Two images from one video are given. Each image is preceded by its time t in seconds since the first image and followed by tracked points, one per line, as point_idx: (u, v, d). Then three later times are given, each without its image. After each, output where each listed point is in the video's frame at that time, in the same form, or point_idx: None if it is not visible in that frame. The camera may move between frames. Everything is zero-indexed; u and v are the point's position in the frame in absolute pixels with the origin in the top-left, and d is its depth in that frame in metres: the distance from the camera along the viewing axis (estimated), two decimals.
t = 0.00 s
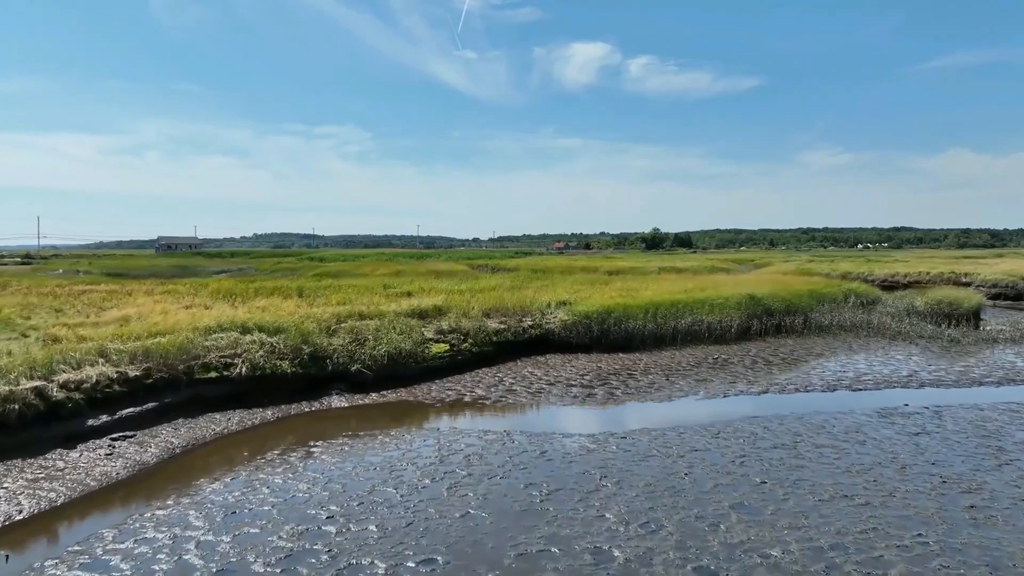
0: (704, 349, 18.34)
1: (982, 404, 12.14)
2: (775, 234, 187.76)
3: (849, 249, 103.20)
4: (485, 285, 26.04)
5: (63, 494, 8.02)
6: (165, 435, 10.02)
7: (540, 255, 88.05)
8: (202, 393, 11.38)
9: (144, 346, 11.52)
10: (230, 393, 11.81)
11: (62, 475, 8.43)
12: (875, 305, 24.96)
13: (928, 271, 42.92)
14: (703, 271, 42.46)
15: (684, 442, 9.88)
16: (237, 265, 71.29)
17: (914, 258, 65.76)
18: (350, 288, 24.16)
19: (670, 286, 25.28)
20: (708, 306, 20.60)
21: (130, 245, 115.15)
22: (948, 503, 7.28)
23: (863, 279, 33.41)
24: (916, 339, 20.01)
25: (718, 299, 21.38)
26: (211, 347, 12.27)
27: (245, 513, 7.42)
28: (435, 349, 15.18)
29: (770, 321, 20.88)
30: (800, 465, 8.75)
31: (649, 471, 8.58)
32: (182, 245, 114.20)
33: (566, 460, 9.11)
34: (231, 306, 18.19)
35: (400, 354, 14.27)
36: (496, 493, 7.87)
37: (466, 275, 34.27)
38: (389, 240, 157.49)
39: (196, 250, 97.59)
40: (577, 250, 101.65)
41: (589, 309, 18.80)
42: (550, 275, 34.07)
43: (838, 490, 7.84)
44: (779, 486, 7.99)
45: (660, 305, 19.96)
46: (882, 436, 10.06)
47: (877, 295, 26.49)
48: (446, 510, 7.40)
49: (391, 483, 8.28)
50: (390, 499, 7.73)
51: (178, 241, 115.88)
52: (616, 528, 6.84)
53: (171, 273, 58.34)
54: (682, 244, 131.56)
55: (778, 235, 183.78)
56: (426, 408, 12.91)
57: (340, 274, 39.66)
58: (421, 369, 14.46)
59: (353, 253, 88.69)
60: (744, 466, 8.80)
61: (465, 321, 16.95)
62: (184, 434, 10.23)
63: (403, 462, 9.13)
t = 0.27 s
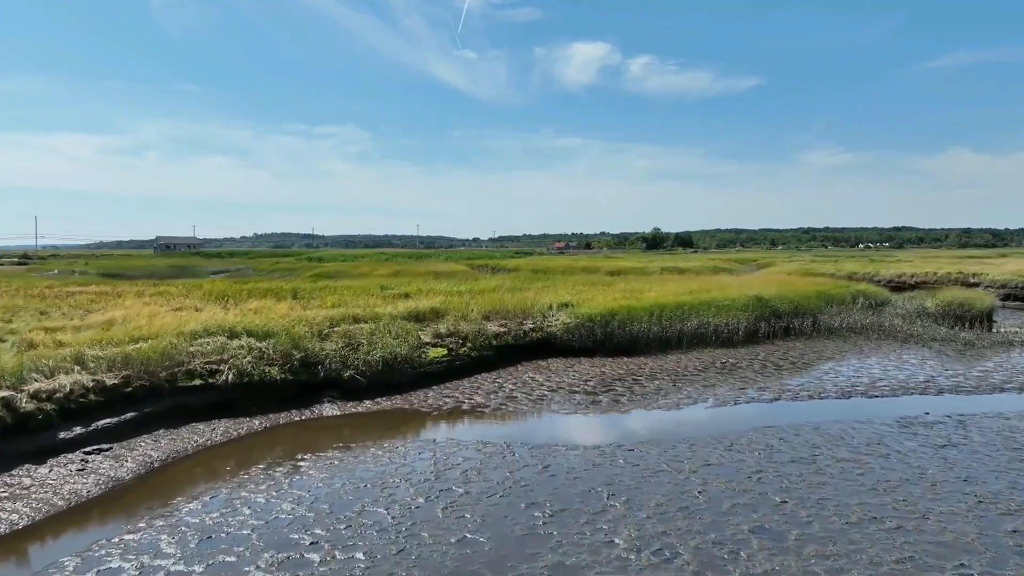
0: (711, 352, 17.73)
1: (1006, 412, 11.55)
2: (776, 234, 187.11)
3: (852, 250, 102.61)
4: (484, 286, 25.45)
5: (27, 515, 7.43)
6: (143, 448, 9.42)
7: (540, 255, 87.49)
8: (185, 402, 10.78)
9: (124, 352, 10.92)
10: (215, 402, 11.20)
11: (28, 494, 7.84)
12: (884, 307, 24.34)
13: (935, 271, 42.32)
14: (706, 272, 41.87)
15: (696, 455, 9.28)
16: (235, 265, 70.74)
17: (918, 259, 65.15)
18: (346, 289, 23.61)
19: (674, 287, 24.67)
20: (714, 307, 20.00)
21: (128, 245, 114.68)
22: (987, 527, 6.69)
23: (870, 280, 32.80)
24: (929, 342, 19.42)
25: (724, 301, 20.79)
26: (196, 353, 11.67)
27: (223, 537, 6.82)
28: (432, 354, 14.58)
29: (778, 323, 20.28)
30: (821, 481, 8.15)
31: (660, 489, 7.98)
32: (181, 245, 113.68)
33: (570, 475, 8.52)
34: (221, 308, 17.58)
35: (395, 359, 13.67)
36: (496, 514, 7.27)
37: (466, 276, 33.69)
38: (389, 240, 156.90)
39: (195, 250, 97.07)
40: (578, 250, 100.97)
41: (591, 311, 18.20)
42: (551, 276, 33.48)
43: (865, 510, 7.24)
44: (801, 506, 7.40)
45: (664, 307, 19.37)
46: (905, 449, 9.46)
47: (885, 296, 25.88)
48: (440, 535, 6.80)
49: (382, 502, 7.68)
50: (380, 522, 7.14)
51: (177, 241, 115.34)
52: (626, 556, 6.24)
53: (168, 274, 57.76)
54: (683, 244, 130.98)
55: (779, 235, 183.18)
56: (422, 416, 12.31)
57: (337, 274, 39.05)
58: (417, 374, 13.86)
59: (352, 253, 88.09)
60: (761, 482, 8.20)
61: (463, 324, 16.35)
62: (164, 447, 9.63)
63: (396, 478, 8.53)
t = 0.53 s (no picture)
0: (718, 357, 17.13)
1: None
2: (777, 234, 186.48)
3: (854, 250, 101.99)
4: (484, 287, 24.89)
5: None
6: (117, 462, 8.83)
7: (541, 255, 86.92)
8: (165, 412, 10.18)
9: (100, 359, 10.32)
10: (198, 412, 10.60)
11: None
12: (894, 309, 23.73)
13: (942, 272, 41.70)
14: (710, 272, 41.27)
15: (708, 471, 8.67)
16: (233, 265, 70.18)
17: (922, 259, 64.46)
18: (342, 291, 22.99)
19: (678, 288, 24.05)
20: (721, 310, 19.40)
21: (127, 245, 114.24)
22: None
23: (876, 281, 32.20)
24: (943, 345, 18.80)
25: (731, 303, 20.18)
26: (178, 359, 11.07)
27: (194, 567, 6.22)
28: (429, 359, 13.98)
29: (786, 326, 19.67)
30: (846, 501, 7.55)
31: (672, 510, 7.38)
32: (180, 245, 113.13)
33: (574, 493, 7.91)
34: (211, 311, 16.98)
35: (390, 366, 13.07)
36: (493, 540, 6.66)
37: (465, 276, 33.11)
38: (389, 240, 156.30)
39: (193, 250, 96.49)
40: (579, 250, 100.38)
41: (595, 314, 17.58)
42: (552, 277, 32.88)
43: (897, 536, 6.64)
44: (827, 531, 6.79)
45: (670, 310, 18.76)
46: (933, 464, 8.85)
47: (895, 298, 25.26)
48: (433, 564, 6.20)
49: (371, 526, 7.09)
50: (367, 549, 6.53)
51: (176, 241, 114.85)
52: None
53: (165, 275, 57.21)
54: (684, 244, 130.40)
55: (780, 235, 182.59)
56: (418, 426, 11.70)
57: (335, 274, 38.47)
58: (413, 381, 13.26)
59: (351, 253, 87.40)
60: (781, 502, 7.59)
61: (462, 327, 15.74)
62: (140, 461, 9.03)
63: (386, 496, 7.93)
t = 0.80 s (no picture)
0: (726, 361, 16.52)
1: None
2: (779, 234, 185.86)
3: (856, 250, 101.38)
4: (483, 288, 24.26)
5: None
6: (88, 479, 8.23)
7: (541, 255, 86.31)
8: (143, 423, 9.57)
9: (75, 367, 9.70)
10: (179, 422, 9.98)
11: None
12: (904, 311, 23.12)
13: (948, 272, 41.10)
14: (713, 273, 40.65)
15: (724, 489, 8.06)
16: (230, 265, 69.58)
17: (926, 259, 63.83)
18: (337, 292, 22.40)
19: (683, 289, 23.41)
20: (728, 312, 18.78)
21: (125, 245, 113.80)
22: None
23: (883, 282, 31.60)
24: (958, 349, 18.19)
25: (738, 305, 19.57)
26: (159, 366, 10.45)
27: None
28: (426, 364, 13.37)
29: (795, 329, 19.06)
30: (875, 524, 6.94)
31: (688, 535, 6.77)
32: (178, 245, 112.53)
33: (580, 515, 7.30)
34: (200, 314, 16.36)
35: (385, 372, 12.45)
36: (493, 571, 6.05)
37: (464, 277, 32.52)
38: (388, 239, 155.71)
39: (191, 250, 95.95)
40: (579, 250, 99.75)
41: (598, 316, 16.98)
42: (553, 278, 32.20)
43: (937, 566, 6.03)
44: (859, 560, 6.18)
45: (675, 312, 18.16)
46: (965, 481, 8.24)
47: (904, 299, 24.66)
48: None
49: (358, 553, 6.48)
50: None
51: (175, 241, 114.32)
52: None
53: (161, 275, 56.62)
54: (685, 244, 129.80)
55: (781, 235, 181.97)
56: (413, 437, 11.08)
57: (333, 275, 37.85)
58: (409, 388, 12.64)
59: (350, 252, 86.78)
60: (806, 525, 6.98)
61: (460, 331, 15.12)
62: (113, 478, 8.42)
63: (376, 518, 7.31)
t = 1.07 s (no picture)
0: (734, 366, 15.92)
1: None
2: (780, 234, 185.23)
3: (859, 250, 100.78)
4: (483, 289, 23.66)
5: None
6: (55, 499, 7.70)
7: (541, 254, 85.75)
8: (118, 436, 8.99)
9: (47, 375, 9.12)
10: (157, 434, 9.39)
11: None
12: (915, 312, 22.51)
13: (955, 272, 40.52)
14: (716, 273, 40.04)
15: (742, 509, 7.45)
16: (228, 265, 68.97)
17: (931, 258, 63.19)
18: (333, 293, 21.81)
19: (688, 290, 22.80)
20: (736, 314, 18.18)
21: (123, 245, 113.35)
22: None
23: (889, 282, 30.99)
24: (973, 352, 17.59)
25: (745, 307, 18.97)
26: (138, 373, 9.86)
27: None
28: (422, 370, 12.76)
29: (805, 331, 18.46)
30: (910, 552, 6.35)
31: (707, 564, 6.17)
32: (177, 245, 111.99)
33: (588, 540, 6.69)
34: (188, 318, 15.76)
35: (379, 379, 11.85)
36: None
37: (463, 278, 31.93)
38: (388, 239, 155.18)
39: (190, 250, 95.49)
40: (580, 250, 99.14)
41: (601, 319, 16.38)
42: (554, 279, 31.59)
43: None
44: None
45: (681, 315, 17.55)
46: (1002, 500, 7.64)
47: (914, 300, 24.05)
48: None
49: None
50: None
51: (173, 241, 113.80)
52: None
53: (157, 276, 56.05)
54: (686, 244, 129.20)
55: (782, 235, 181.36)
56: (407, 448, 10.49)
57: (329, 276, 37.25)
58: (404, 395, 12.04)
59: (349, 252, 86.20)
60: (835, 553, 6.37)
61: (459, 335, 14.52)
62: (82, 497, 7.85)
63: (364, 543, 6.71)
